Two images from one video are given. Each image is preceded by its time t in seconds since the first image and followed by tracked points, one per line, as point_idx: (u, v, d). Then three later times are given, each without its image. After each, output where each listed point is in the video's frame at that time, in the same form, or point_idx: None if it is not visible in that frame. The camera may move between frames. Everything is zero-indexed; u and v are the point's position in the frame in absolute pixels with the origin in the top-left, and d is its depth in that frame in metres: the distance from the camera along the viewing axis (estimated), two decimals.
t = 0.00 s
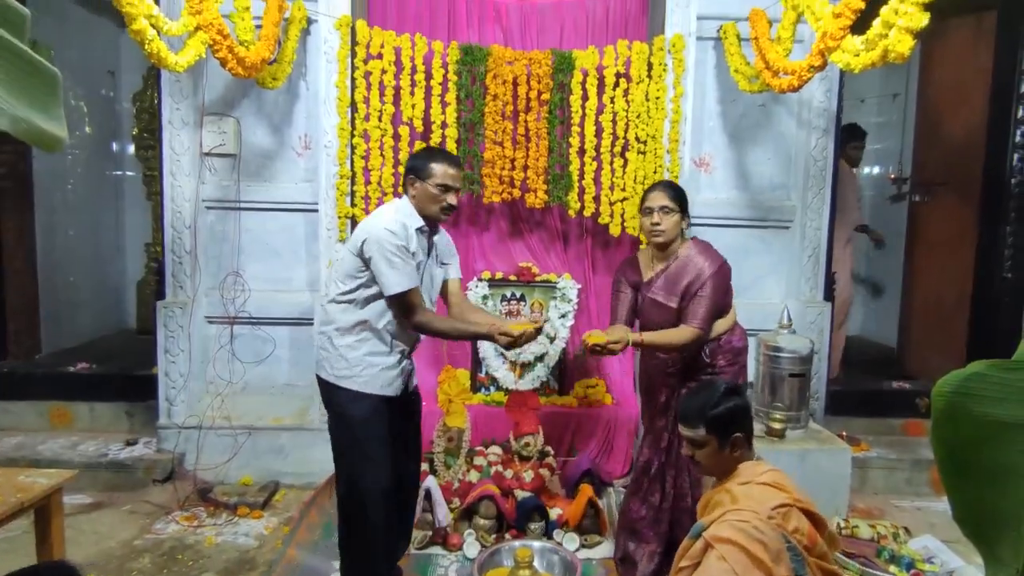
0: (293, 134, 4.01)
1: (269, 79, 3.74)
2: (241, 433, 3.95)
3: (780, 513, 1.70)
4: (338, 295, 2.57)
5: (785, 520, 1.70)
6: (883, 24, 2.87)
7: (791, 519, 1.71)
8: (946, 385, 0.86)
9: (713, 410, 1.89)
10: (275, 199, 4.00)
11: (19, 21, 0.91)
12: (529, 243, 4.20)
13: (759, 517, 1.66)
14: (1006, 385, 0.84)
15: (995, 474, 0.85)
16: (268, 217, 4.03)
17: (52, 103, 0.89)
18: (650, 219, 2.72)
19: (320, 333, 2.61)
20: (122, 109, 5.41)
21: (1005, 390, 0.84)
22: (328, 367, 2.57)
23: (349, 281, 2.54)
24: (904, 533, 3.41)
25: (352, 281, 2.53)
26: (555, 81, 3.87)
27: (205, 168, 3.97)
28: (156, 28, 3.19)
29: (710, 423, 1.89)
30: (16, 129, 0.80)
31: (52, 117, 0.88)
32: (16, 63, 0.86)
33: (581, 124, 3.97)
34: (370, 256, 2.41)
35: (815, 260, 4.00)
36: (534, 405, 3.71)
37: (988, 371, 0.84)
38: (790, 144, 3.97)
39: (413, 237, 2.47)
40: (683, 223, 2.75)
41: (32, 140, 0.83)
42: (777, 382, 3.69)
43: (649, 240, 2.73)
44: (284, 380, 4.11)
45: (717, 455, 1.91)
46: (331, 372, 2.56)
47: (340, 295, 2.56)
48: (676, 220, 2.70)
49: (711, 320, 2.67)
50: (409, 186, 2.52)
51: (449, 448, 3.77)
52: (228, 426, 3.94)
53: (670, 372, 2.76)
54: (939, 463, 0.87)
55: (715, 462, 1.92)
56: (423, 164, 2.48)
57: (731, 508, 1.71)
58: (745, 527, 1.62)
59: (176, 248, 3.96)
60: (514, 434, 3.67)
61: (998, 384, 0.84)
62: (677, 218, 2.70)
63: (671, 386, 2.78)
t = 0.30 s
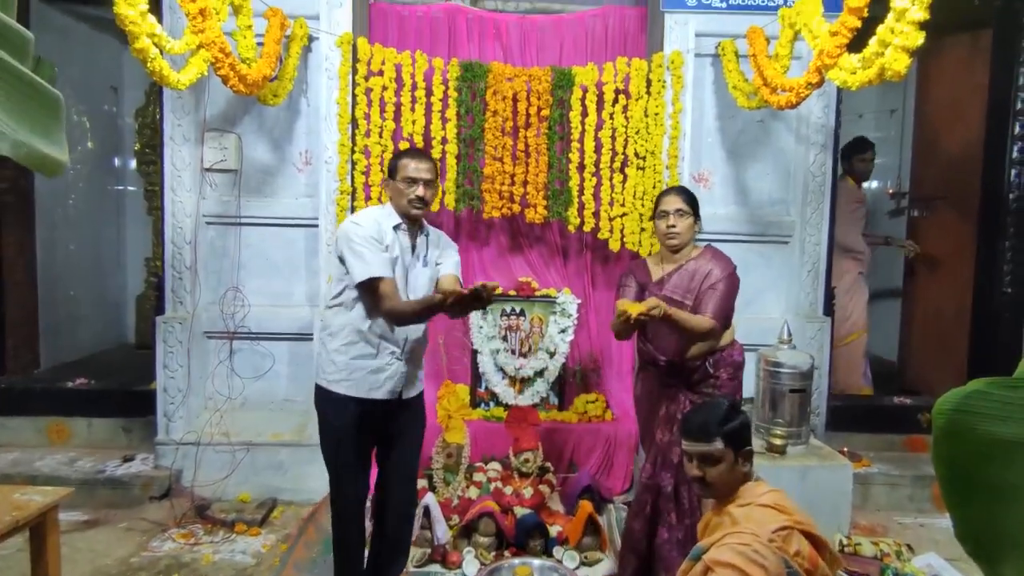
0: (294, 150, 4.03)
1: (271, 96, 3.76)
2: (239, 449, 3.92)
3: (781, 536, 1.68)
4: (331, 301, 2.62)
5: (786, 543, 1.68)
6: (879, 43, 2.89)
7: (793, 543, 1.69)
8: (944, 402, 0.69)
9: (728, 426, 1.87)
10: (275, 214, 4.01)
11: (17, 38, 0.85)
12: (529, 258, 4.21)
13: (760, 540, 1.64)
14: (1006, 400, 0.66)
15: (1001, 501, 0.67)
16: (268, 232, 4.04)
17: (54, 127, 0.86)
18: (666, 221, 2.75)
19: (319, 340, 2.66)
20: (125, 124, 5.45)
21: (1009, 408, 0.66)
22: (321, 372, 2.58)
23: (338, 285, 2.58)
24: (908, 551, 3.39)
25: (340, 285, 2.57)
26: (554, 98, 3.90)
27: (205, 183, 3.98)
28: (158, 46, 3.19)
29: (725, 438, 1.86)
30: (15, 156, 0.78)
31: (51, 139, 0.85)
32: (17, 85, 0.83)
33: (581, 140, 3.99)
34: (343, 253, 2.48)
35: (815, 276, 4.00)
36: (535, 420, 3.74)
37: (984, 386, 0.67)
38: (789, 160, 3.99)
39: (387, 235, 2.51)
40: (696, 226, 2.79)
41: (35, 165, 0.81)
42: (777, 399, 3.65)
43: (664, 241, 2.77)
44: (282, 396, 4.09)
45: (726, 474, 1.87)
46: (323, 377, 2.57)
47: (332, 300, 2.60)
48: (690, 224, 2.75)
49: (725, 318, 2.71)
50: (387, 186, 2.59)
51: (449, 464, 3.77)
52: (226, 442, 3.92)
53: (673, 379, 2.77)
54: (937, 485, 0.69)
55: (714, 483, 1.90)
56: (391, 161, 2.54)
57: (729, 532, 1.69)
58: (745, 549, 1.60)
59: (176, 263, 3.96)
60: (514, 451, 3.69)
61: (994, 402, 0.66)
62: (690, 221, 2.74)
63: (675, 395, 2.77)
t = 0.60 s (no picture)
0: (294, 161, 4.03)
1: (270, 108, 3.76)
2: (236, 460, 3.90)
3: (794, 541, 1.66)
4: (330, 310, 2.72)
5: (800, 548, 1.65)
6: (876, 56, 2.91)
7: (806, 548, 1.66)
8: (944, 416, 0.74)
9: (743, 435, 1.90)
10: (274, 224, 4.01)
11: (21, 60, 0.94)
12: (529, 269, 4.21)
13: (772, 546, 1.62)
14: (1008, 415, 0.72)
15: (1000, 509, 0.74)
16: (267, 242, 4.04)
17: (52, 143, 0.93)
18: (675, 228, 2.75)
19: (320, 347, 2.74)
20: (125, 135, 5.44)
21: (1009, 421, 0.72)
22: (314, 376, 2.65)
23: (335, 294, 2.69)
24: (909, 564, 3.39)
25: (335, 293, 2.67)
26: (553, 109, 3.91)
27: (205, 194, 3.98)
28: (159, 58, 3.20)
29: (739, 446, 1.89)
30: (12, 170, 0.84)
31: (50, 156, 0.92)
32: (19, 104, 0.90)
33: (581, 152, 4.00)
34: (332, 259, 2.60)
35: (814, 287, 4.01)
36: (534, 432, 3.69)
37: (984, 402, 0.73)
38: (788, 171, 4.00)
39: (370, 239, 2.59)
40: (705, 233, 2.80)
41: (30, 179, 0.87)
42: (777, 410, 3.64)
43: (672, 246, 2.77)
44: (281, 407, 4.07)
45: (735, 483, 1.88)
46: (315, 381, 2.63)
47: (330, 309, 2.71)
48: (699, 231, 2.75)
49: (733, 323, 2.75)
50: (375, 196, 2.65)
51: (448, 475, 3.76)
52: (223, 453, 3.90)
53: (678, 387, 2.74)
54: (938, 497, 0.75)
55: (732, 497, 1.89)
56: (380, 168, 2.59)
57: (741, 539, 1.67)
58: (758, 555, 1.58)
59: (175, 274, 3.96)
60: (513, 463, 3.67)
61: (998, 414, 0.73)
62: (700, 227, 2.74)
63: (678, 404, 2.76)
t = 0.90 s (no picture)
0: (294, 167, 4.04)
1: (271, 113, 3.78)
2: (236, 466, 3.90)
3: (821, 544, 1.71)
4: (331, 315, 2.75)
5: (825, 551, 1.71)
6: (876, 63, 2.90)
7: (830, 550, 1.72)
8: (943, 424, 0.73)
9: (766, 438, 1.90)
10: (275, 230, 4.02)
11: (20, 66, 0.93)
12: (529, 275, 4.21)
13: (801, 547, 1.67)
14: (1008, 422, 0.72)
15: (1003, 520, 0.72)
16: (267, 247, 4.04)
17: (50, 150, 0.92)
18: (685, 233, 2.74)
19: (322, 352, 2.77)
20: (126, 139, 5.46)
21: (1009, 428, 0.71)
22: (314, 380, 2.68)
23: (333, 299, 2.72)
24: (912, 571, 3.35)
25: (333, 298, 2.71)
26: (554, 115, 3.92)
27: (205, 200, 3.98)
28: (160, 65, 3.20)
29: (762, 448, 1.89)
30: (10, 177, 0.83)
31: (49, 164, 0.91)
32: (19, 113, 0.90)
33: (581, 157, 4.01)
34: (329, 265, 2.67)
35: (814, 293, 4.00)
36: (534, 438, 3.70)
37: (983, 408, 0.72)
38: (787, 176, 4.00)
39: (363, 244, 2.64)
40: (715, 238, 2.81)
41: (28, 186, 0.86)
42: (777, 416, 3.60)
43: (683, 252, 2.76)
44: (280, 413, 4.07)
45: (757, 483, 1.89)
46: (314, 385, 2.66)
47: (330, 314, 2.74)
48: (709, 234, 2.73)
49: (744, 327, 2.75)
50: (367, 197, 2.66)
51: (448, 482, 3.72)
52: (223, 459, 3.89)
53: (682, 392, 2.72)
54: (941, 505, 0.74)
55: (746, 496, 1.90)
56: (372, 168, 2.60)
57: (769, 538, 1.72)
58: (788, 555, 1.64)
59: (175, 279, 3.96)
60: (513, 469, 3.67)
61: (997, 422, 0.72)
62: (711, 232, 2.73)
63: (682, 410, 2.74)
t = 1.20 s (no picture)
0: (294, 168, 4.04)
1: (271, 114, 3.78)
2: (237, 467, 3.91)
3: (846, 545, 1.82)
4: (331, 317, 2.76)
5: (850, 552, 1.82)
6: (875, 63, 2.90)
7: (854, 551, 1.84)
8: (943, 425, 0.72)
9: (798, 438, 1.96)
10: (276, 231, 4.02)
11: (21, 73, 0.94)
12: (529, 275, 4.21)
13: (828, 548, 1.79)
14: (1008, 422, 0.70)
15: (1003, 518, 0.72)
16: (268, 248, 4.04)
17: (50, 156, 0.92)
18: (683, 231, 2.74)
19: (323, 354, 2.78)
20: (127, 141, 5.46)
21: (1008, 428, 0.70)
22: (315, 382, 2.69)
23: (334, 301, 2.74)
24: (913, 570, 3.34)
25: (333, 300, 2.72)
26: (554, 116, 3.92)
27: (206, 202, 3.99)
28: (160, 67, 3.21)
29: (790, 446, 1.96)
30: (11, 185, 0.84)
31: (49, 170, 0.91)
32: (19, 119, 0.90)
33: (581, 158, 4.01)
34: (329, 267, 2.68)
35: (815, 292, 4.00)
36: (535, 439, 3.72)
37: (984, 409, 0.70)
38: (788, 176, 4.01)
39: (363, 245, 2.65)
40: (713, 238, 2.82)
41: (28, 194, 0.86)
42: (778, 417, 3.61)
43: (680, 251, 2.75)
44: (281, 414, 4.07)
45: (784, 481, 1.98)
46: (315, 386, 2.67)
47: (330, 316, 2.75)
48: (707, 234, 2.73)
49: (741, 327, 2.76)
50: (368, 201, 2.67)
51: (449, 482, 3.71)
52: (224, 460, 3.90)
53: (683, 392, 2.72)
54: (940, 503, 0.74)
55: (772, 491, 2.00)
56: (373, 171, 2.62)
57: (797, 535, 1.84)
58: (816, 555, 1.76)
59: (176, 280, 3.96)
60: (514, 469, 3.69)
61: (997, 422, 0.70)
62: (709, 232, 2.73)
63: (684, 410, 2.73)
